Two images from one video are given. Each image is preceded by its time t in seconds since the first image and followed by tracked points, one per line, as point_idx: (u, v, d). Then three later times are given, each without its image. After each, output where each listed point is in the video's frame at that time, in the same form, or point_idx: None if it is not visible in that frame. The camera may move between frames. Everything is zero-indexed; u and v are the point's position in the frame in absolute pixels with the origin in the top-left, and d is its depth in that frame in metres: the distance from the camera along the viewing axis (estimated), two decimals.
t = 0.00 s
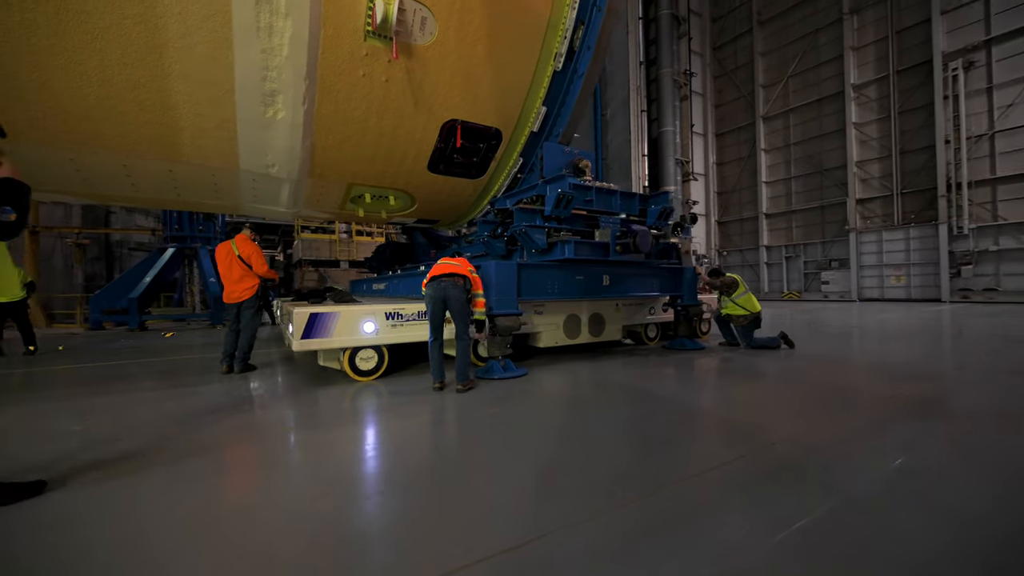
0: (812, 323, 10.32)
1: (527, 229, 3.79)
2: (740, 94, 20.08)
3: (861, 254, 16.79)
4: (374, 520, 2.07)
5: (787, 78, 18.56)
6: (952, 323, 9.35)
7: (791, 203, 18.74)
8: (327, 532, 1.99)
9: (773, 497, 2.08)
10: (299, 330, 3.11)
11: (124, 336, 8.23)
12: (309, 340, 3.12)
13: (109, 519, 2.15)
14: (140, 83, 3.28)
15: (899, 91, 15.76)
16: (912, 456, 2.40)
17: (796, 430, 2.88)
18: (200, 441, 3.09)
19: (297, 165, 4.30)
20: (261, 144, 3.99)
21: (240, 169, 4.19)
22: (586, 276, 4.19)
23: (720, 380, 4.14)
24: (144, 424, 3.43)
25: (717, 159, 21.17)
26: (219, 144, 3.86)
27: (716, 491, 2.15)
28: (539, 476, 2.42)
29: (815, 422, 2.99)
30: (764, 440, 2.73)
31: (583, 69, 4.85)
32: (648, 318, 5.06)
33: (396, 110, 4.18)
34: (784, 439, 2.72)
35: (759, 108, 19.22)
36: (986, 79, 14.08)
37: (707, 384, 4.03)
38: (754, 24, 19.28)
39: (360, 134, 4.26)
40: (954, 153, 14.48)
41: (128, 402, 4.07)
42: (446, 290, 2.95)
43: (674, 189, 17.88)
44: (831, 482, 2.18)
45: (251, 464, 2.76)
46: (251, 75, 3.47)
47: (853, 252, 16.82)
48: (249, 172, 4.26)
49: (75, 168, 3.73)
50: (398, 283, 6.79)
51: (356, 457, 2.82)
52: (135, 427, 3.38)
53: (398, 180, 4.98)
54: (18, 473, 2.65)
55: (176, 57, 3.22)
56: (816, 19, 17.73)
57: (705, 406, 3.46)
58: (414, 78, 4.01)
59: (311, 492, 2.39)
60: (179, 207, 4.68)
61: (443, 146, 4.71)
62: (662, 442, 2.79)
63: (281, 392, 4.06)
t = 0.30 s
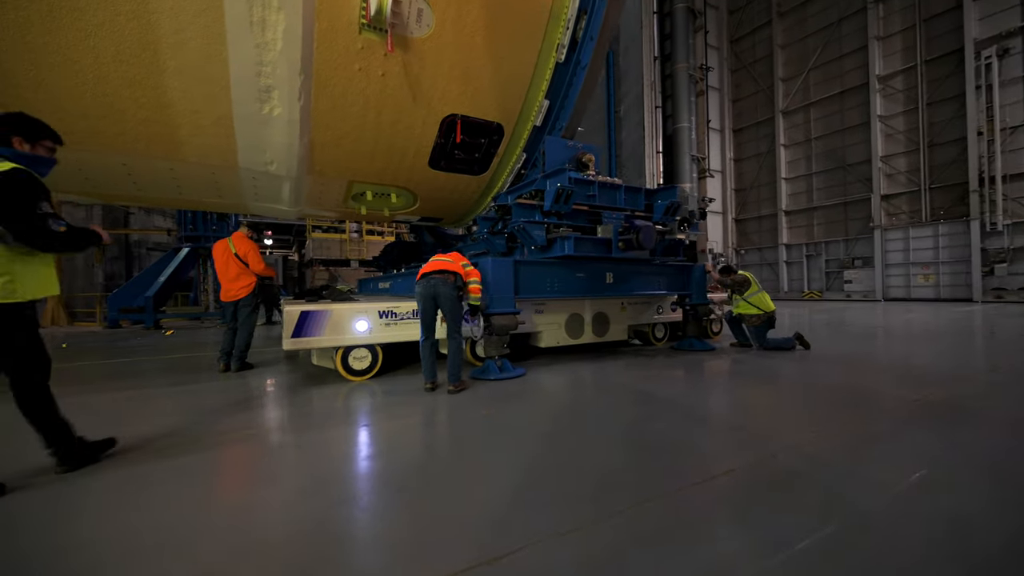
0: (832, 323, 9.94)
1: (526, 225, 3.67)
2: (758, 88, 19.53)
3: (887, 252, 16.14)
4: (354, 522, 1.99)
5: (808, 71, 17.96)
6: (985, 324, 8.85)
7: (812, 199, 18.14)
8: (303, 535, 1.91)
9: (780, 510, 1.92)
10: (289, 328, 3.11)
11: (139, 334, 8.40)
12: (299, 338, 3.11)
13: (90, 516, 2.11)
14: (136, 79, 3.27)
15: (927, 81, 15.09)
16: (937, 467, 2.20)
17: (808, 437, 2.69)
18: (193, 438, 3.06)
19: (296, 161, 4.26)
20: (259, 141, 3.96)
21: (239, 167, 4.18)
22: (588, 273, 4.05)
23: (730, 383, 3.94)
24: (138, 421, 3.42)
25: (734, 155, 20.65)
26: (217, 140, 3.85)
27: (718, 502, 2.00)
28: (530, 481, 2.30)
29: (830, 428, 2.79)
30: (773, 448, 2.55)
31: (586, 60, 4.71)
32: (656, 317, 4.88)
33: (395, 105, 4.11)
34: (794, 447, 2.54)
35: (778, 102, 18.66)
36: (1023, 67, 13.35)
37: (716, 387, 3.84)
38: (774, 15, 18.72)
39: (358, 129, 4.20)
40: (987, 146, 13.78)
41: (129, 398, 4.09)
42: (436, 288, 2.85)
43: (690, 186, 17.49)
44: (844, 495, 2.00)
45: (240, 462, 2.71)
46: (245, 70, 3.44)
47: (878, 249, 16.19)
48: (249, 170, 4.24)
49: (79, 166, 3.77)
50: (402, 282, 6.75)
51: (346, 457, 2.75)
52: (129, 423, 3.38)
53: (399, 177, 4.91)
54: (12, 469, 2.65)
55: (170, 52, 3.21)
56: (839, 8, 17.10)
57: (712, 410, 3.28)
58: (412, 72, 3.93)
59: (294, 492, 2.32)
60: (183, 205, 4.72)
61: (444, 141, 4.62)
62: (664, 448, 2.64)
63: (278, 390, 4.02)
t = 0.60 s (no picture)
0: (843, 324, 9.66)
1: (517, 224, 3.56)
2: (769, 85, 19.17)
3: (901, 252, 15.72)
4: (322, 530, 1.91)
5: (821, 66, 17.57)
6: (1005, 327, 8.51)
7: (824, 198, 17.76)
8: (267, 544, 1.83)
9: (775, 527, 1.78)
10: (272, 331, 3.07)
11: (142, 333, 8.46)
12: (281, 341, 3.07)
13: (59, 517, 2.07)
14: (122, 76, 3.25)
15: (944, 76, 14.66)
16: (948, 481, 2.04)
17: (811, 446, 2.54)
18: (177, 437, 3.02)
19: (288, 160, 4.21)
20: (249, 139, 3.91)
21: (231, 166, 4.15)
22: (584, 273, 3.93)
23: (732, 387, 3.79)
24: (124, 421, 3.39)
25: (744, 153, 20.30)
26: (206, 138, 3.81)
27: (708, 517, 1.87)
28: (511, 491, 2.19)
29: (834, 437, 2.64)
30: (772, 459, 2.41)
31: (583, 54, 4.62)
32: (656, 319, 4.74)
33: (386, 102, 4.03)
34: (794, 458, 2.39)
35: (789, 99, 18.30)
36: None
37: (717, 391, 3.69)
38: (785, 11, 18.36)
39: (350, 127, 4.12)
40: (1007, 142, 13.34)
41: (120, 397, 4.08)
42: (418, 288, 2.77)
43: (698, 185, 17.22)
44: (845, 510, 1.86)
45: (218, 464, 2.65)
46: (232, 67, 3.39)
47: (892, 249, 15.77)
48: (241, 169, 4.21)
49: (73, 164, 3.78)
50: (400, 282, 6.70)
51: (326, 460, 2.67)
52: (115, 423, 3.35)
53: (394, 176, 4.83)
54: None
55: (155, 48, 3.18)
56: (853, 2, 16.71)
57: (711, 415, 3.14)
58: (402, 68, 3.84)
59: (267, 496, 2.25)
60: (179, 205, 4.71)
61: (438, 139, 4.52)
62: (655, 456, 2.51)
63: (268, 389, 3.97)
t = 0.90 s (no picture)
0: (850, 325, 9.45)
1: (504, 222, 3.46)
2: (775, 82, 18.88)
3: (911, 251, 15.40)
4: (284, 539, 1.83)
5: (828, 63, 17.27)
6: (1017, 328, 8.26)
7: (832, 196, 17.46)
8: (223, 553, 1.74)
9: (760, 543, 1.67)
10: (247, 331, 3.03)
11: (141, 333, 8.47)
12: (257, 342, 3.03)
13: (19, 521, 2.00)
14: (101, 72, 3.20)
15: (955, 71, 14.33)
16: (950, 494, 1.90)
17: (805, 453, 2.42)
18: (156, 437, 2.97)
19: (274, 158, 4.14)
20: (233, 136, 3.85)
21: (217, 164, 4.09)
22: (574, 272, 3.81)
23: (728, 390, 3.67)
24: (103, 422, 3.34)
25: (750, 151, 20.01)
26: (190, 136, 3.76)
27: (689, 529, 1.76)
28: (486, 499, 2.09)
29: (831, 444, 2.51)
30: (764, 466, 2.29)
31: (574, 47, 4.52)
32: (651, 319, 4.62)
33: (373, 98, 3.94)
34: (787, 466, 2.27)
35: (796, 96, 18.01)
36: None
37: (711, 394, 3.57)
38: (792, 6, 18.07)
39: (337, 124, 4.05)
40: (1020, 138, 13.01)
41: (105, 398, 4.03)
42: (395, 287, 2.68)
43: (702, 183, 17.01)
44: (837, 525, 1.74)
45: (191, 467, 2.58)
46: (213, 62, 3.32)
47: (902, 248, 15.46)
48: (227, 167, 4.15)
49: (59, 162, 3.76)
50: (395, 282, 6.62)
51: (300, 464, 2.58)
52: (94, 424, 3.30)
53: (384, 174, 4.75)
54: None
55: (133, 43, 3.12)
56: None
57: (703, 419, 3.01)
58: (388, 63, 3.76)
59: (234, 501, 2.17)
60: (169, 203, 4.68)
61: (427, 136, 4.42)
62: (641, 462, 2.40)
63: (252, 389, 3.90)
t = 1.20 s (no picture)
0: (861, 327, 9.17)
1: (493, 220, 3.36)
2: (786, 78, 18.50)
3: (927, 250, 14.97)
4: (247, 545, 1.76)
5: (841, 58, 16.87)
6: None
7: (844, 194, 17.06)
8: (184, 559, 1.68)
9: (747, 561, 1.55)
10: (228, 333, 3.01)
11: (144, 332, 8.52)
12: (239, 343, 3.03)
13: None
14: (86, 70, 3.17)
15: (973, 65, 13.88)
16: (957, 513, 1.76)
17: (803, 463, 2.28)
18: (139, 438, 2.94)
19: (265, 156, 4.09)
20: (222, 134, 3.80)
21: (208, 163, 4.05)
22: (567, 273, 3.70)
23: (727, 394, 3.53)
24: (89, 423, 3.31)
25: (760, 149, 19.64)
26: (179, 135, 3.72)
27: (670, 547, 1.64)
28: (462, 508, 2.00)
29: (831, 454, 2.37)
30: (758, 476, 2.17)
31: (569, 41, 4.38)
32: (649, 321, 4.49)
33: (363, 95, 3.87)
34: (783, 476, 2.15)
35: (807, 92, 17.63)
36: None
37: (709, 398, 3.44)
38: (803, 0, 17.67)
39: (327, 122, 3.98)
40: None
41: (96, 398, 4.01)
42: (376, 289, 2.60)
43: (711, 181, 16.72)
44: (831, 543, 1.61)
45: (169, 468, 2.53)
46: (198, 59, 3.28)
47: (917, 247, 15.05)
48: (218, 166, 4.11)
49: (51, 164, 3.75)
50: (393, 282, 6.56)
51: (277, 466, 2.52)
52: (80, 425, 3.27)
53: (377, 173, 4.69)
54: None
55: (116, 40, 3.08)
56: None
57: (699, 424, 2.89)
58: (378, 58, 3.67)
59: (205, 504, 2.11)
60: (164, 203, 4.66)
61: (420, 134, 4.34)
62: (628, 469, 2.29)
63: (242, 390, 3.86)
